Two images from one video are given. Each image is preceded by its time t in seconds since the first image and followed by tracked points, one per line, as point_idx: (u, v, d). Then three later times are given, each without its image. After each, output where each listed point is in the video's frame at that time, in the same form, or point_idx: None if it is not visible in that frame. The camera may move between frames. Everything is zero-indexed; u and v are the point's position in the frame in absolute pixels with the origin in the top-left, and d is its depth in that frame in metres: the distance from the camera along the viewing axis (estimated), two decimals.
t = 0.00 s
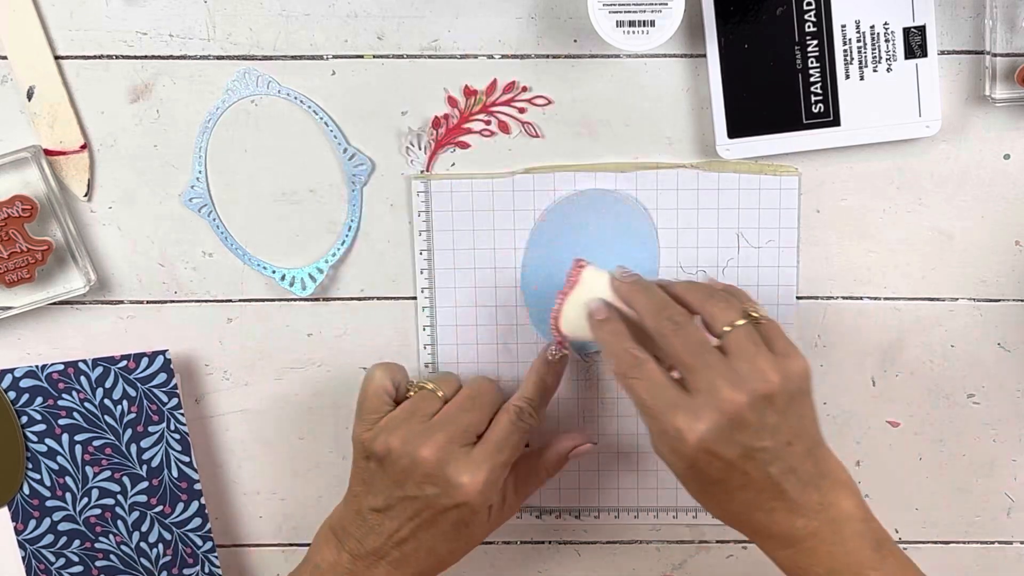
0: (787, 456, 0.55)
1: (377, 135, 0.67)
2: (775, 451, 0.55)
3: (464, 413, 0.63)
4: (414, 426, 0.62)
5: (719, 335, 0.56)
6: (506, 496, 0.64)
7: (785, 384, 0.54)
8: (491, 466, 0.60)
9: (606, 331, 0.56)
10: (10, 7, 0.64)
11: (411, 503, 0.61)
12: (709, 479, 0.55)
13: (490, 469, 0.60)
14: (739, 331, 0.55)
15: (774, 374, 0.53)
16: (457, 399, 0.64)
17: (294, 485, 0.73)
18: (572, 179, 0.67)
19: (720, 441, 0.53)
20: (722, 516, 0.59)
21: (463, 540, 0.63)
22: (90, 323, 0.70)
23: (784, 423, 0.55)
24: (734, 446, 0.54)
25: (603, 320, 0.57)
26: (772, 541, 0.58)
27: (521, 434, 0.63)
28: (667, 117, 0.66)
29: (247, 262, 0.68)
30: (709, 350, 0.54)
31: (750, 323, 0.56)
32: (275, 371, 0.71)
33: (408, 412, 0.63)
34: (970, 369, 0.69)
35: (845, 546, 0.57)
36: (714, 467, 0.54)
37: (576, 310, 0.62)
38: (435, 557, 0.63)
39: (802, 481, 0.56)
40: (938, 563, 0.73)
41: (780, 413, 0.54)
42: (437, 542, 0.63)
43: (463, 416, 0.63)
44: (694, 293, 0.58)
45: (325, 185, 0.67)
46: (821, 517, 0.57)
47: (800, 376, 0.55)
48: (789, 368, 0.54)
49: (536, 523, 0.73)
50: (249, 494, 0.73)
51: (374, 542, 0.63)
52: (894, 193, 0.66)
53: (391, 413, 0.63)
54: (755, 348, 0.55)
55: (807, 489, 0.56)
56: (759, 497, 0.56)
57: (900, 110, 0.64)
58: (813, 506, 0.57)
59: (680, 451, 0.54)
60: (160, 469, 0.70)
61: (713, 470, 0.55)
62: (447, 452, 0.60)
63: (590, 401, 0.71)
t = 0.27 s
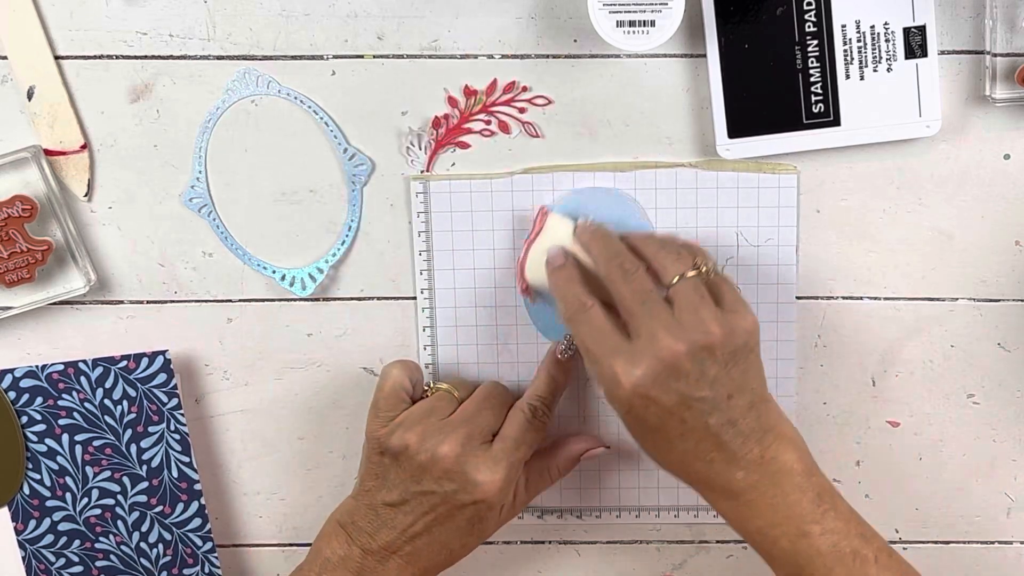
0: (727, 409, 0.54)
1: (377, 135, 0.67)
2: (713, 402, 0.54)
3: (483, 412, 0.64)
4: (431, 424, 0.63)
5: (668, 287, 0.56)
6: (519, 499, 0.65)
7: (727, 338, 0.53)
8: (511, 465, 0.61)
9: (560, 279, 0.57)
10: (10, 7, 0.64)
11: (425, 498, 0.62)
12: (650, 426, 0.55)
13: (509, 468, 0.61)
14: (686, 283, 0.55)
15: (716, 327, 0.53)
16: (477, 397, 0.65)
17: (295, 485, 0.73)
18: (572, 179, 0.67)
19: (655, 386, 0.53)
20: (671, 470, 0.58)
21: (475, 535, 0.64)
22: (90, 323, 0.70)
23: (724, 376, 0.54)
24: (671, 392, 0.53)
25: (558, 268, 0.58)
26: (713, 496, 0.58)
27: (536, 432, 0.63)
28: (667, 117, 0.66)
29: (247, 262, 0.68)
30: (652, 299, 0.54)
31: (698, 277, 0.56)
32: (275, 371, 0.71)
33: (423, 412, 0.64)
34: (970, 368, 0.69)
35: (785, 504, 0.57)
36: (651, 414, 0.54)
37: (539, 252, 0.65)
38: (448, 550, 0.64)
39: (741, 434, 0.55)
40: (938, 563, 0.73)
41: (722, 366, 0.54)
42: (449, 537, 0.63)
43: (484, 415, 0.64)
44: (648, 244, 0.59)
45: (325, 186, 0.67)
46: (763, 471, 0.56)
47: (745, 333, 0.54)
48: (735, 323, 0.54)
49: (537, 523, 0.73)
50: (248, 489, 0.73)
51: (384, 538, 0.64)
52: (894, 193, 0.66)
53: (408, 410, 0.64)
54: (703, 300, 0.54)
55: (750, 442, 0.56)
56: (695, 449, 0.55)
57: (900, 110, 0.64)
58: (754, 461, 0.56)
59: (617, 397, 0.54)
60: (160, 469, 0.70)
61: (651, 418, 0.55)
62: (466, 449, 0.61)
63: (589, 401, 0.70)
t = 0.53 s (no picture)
0: (738, 388, 0.54)
1: (377, 135, 0.67)
2: (725, 381, 0.54)
3: (390, 412, 0.54)
4: (307, 424, 0.55)
5: (682, 263, 0.55)
6: (447, 487, 0.59)
7: (742, 317, 0.53)
8: (410, 466, 0.53)
9: (571, 246, 0.57)
10: (10, 7, 0.64)
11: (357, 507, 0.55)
12: (658, 403, 0.55)
13: (406, 468, 0.53)
14: (702, 259, 0.54)
15: (730, 305, 0.52)
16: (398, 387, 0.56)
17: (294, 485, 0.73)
18: (571, 179, 0.67)
19: (669, 363, 0.52)
20: (675, 445, 0.58)
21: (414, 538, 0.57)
22: (91, 323, 0.70)
23: (737, 355, 0.54)
24: (684, 370, 0.52)
25: (571, 237, 0.57)
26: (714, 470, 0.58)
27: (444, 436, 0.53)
28: (667, 117, 0.66)
29: (247, 262, 0.68)
30: (667, 275, 0.53)
31: (713, 252, 0.55)
32: (274, 371, 0.71)
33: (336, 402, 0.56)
34: (970, 369, 0.69)
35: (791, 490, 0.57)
36: (662, 392, 0.54)
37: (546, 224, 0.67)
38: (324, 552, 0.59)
39: (751, 415, 0.55)
40: (938, 563, 0.73)
41: (734, 345, 0.53)
42: (368, 541, 0.57)
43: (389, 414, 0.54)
44: (670, 225, 0.57)
45: (324, 185, 0.67)
46: (771, 451, 0.56)
47: (760, 313, 0.54)
48: (749, 303, 0.53)
49: (537, 523, 0.73)
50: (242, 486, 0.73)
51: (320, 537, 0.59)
52: (895, 193, 0.66)
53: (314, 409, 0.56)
54: (717, 278, 0.53)
55: (758, 422, 0.56)
56: (707, 427, 0.55)
57: (900, 109, 0.64)
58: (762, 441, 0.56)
59: (628, 371, 0.53)
60: (160, 469, 0.70)
61: (661, 395, 0.54)
62: (364, 452, 0.53)
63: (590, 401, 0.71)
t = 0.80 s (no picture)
0: (719, 398, 0.55)
1: (377, 136, 0.67)
2: (706, 391, 0.54)
3: (422, 162, 0.52)
4: (359, 187, 0.54)
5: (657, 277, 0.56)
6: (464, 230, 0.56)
7: (719, 328, 0.53)
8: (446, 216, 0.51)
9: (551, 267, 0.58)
10: (10, 7, 0.64)
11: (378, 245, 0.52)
12: (640, 415, 0.56)
13: (440, 211, 0.51)
14: (675, 272, 0.55)
15: (705, 316, 0.53)
16: (431, 141, 0.53)
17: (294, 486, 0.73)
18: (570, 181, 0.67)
19: (647, 376, 0.53)
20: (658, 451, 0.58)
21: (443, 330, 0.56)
22: (90, 323, 0.70)
23: (716, 364, 0.54)
24: (663, 383, 0.53)
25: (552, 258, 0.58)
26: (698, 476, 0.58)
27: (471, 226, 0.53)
28: (667, 117, 0.66)
29: (247, 262, 0.68)
30: (641, 289, 0.53)
31: (687, 266, 0.56)
32: (274, 371, 0.71)
33: (356, 189, 0.54)
34: (970, 368, 0.69)
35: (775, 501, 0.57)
36: (644, 404, 0.55)
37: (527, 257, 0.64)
38: (338, 433, 0.56)
39: (734, 424, 0.56)
40: (938, 563, 0.73)
41: (713, 353, 0.54)
42: (416, 311, 0.54)
43: (421, 163, 0.52)
44: (638, 235, 0.58)
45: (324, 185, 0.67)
46: (757, 460, 0.57)
47: (739, 322, 0.54)
48: (726, 313, 0.54)
49: (537, 524, 0.73)
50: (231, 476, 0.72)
51: (331, 335, 0.55)
52: (895, 193, 0.66)
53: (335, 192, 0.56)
54: (691, 289, 0.54)
55: (742, 431, 0.56)
56: (690, 438, 0.56)
57: (900, 109, 0.64)
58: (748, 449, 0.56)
59: (609, 385, 0.54)
60: (160, 469, 0.70)
61: (642, 407, 0.55)
62: (397, 204, 0.51)
63: (590, 402, 0.71)
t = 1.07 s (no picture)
0: (718, 406, 0.56)
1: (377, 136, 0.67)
2: (704, 400, 0.56)
3: (497, 118, 0.57)
4: (428, 132, 0.58)
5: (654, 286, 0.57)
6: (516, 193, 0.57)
7: (714, 336, 0.55)
8: (516, 155, 0.54)
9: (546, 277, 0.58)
10: (10, 7, 0.64)
11: (445, 182, 0.55)
12: (639, 426, 0.57)
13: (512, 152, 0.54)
14: (671, 281, 0.56)
15: (700, 326, 0.54)
16: (510, 99, 0.58)
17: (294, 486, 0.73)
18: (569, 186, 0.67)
19: (645, 388, 0.55)
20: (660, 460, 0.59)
21: (493, 276, 0.55)
22: (91, 323, 0.70)
23: (713, 373, 0.56)
24: (660, 393, 0.55)
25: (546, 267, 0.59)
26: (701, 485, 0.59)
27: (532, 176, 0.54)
28: (667, 117, 0.66)
29: (247, 262, 0.68)
30: (636, 301, 0.55)
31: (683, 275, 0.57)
32: (274, 371, 0.71)
33: (428, 135, 0.58)
34: (970, 369, 0.69)
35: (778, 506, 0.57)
36: (642, 415, 0.56)
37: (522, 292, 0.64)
38: (382, 375, 0.55)
39: (734, 432, 0.57)
40: (938, 563, 0.73)
41: (708, 363, 0.55)
42: (474, 245, 0.54)
43: (493, 115, 0.57)
44: (634, 244, 0.58)
45: (325, 186, 0.67)
46: (757, 467, 0.57)
47: (734, 329, 0.56)
48: (721, 320, 0.55)
49: (547, 534, 0.73)
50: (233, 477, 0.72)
51: (381, 278, 0.56)
52: (895, 193, 0.66)
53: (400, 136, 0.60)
54: (686, 299, 0.55)
55: (742, 439, 0.57)
56: (690, 446, 0.57)
57: (900, 109, 0.64)
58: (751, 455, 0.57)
59: (607, 397, 0.56)
60: (160, 469, 0.70)
61: (641, 418, 0.56)
62: (472, 142, 0.55)
63: (592, 409, 0.71)
